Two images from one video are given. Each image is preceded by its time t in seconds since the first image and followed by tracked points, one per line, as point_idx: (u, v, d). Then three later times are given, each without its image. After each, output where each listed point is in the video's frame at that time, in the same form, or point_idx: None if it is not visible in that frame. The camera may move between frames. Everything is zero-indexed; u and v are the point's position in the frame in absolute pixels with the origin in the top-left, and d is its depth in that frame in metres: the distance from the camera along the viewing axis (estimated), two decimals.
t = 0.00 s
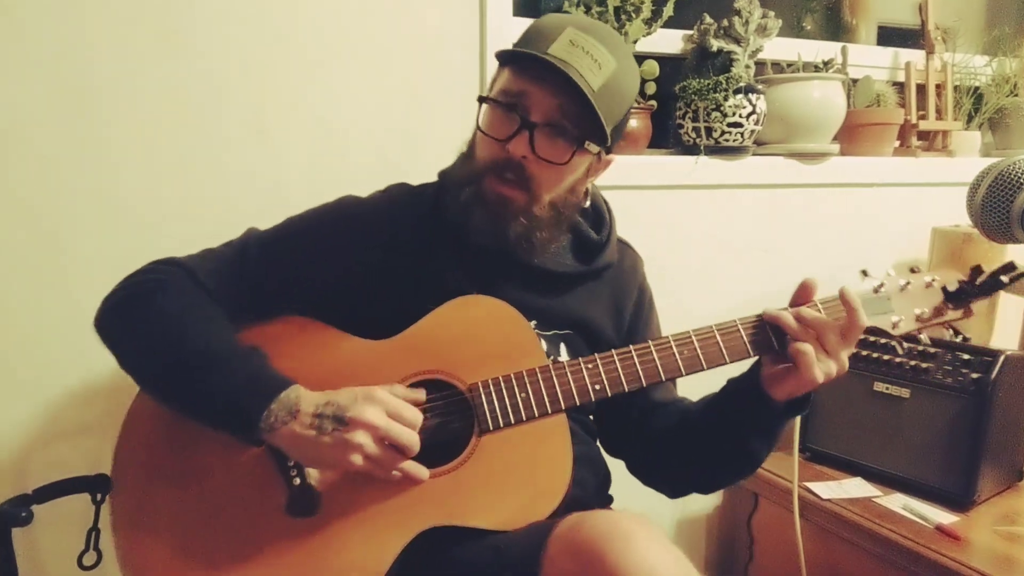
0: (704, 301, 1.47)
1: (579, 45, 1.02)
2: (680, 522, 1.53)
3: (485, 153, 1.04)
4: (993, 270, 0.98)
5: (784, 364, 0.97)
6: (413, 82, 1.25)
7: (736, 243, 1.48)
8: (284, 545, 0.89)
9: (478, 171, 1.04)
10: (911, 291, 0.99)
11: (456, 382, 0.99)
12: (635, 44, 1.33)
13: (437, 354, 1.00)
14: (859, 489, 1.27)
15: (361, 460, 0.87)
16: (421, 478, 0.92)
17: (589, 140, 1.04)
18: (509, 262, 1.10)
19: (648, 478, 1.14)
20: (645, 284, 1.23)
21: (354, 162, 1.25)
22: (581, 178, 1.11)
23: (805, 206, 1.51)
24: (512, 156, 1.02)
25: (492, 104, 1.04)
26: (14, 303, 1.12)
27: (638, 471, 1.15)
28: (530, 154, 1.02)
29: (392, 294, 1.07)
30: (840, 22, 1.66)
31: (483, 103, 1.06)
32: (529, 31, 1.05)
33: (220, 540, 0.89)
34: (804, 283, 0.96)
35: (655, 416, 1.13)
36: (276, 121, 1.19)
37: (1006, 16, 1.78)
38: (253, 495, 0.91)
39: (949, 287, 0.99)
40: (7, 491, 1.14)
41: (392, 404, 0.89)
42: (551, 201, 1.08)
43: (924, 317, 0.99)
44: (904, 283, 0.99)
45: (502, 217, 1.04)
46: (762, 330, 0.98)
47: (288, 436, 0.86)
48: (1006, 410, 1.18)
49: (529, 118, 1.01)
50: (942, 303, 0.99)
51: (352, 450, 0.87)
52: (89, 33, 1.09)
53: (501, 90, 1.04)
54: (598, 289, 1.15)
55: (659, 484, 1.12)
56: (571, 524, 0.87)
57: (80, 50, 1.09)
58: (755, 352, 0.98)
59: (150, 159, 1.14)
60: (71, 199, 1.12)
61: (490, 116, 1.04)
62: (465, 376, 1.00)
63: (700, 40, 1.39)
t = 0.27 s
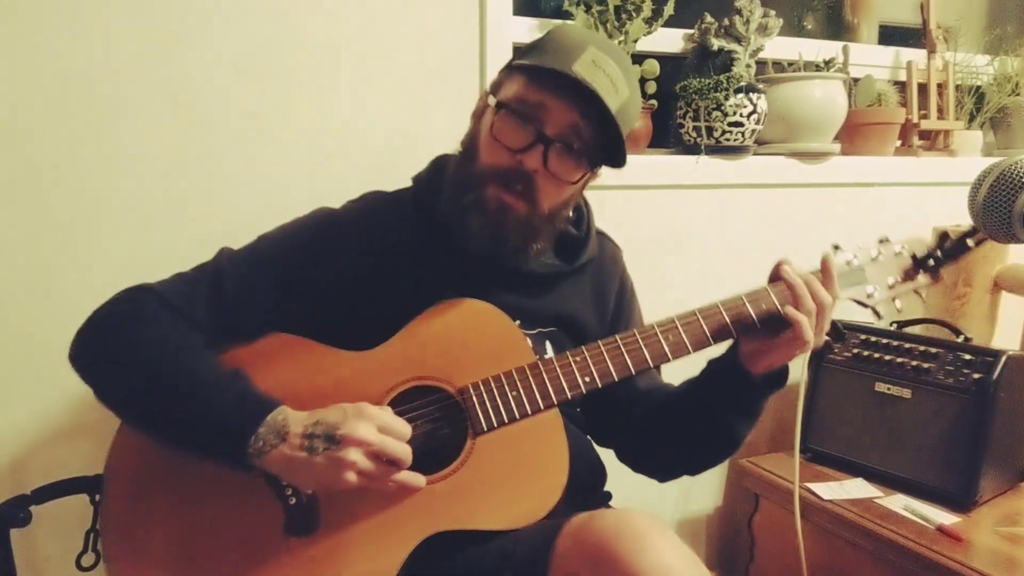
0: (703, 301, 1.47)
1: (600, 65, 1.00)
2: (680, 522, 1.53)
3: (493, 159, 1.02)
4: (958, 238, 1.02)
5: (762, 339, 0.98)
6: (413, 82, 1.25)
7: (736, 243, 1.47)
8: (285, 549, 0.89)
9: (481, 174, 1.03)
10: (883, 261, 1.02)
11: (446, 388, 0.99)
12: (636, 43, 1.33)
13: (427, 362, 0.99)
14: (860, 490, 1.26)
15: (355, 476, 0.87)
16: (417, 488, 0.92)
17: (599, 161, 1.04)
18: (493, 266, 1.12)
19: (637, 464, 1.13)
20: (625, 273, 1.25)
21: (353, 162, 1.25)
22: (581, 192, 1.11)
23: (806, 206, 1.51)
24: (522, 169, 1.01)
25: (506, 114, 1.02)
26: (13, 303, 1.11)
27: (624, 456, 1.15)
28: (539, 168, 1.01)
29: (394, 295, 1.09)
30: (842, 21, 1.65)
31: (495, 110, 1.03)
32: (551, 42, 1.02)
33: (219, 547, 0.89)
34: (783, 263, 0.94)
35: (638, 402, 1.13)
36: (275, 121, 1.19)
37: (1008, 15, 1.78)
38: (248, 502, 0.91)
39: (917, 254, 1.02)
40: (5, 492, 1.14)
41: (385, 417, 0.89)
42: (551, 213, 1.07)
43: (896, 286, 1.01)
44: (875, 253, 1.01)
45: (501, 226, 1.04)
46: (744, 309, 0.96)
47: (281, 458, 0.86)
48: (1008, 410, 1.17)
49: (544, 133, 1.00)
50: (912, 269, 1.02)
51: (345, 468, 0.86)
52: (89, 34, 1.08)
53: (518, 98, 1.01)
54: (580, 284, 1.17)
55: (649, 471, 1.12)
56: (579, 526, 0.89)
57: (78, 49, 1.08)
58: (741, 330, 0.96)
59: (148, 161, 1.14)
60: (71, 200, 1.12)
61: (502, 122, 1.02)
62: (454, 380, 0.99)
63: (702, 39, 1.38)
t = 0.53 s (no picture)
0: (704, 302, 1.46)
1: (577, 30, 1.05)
2: (681, 523, 1.53)
3: (490, 137, 1.06)
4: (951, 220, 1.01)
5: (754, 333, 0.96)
6: (412, 81, 1.25)
7: (737, 244, 1.47)
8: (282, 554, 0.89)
9: (481, 154, 1.06)
10: (878, 244, 1.00)
11: (433, 392, 0.98)
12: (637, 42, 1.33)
13: (413, 365, 0.99)
14: (861, 491, 1.26)
15: (340, 493, 0.86)
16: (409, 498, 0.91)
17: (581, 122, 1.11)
18: (483, 265, 1.11)
19: (640, 458, 1.12)
20: (618, 266, 1.24)
21: (353, 163, 1.25)
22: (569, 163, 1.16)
23: (807, 207, 1.51)
24: (519, 138, 1.05)
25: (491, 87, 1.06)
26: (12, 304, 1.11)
27: (627, 454, 1.14)
28: (537, 132, 1.06)
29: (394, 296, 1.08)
30: (843, 19, 1.65)
31: (478, 91, 1.07)
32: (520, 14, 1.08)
33: (216, 553, 0.89)
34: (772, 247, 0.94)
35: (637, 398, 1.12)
36: (274, 120, 1.19)
37: (1010, 14, 1.77)
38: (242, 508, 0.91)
39: (914, 235, 1.01)
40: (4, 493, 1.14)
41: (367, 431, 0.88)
42: (551, 183, 1.11)
43: (893, 269, 0.99)
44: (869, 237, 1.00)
45: (508, 202, 1.05)
46: (734, 301, 0.94)
47: (267, 477, 0.86)
48: (1010, 411, 1.17)
49: (533, 98, 1.06)
50: (908, 250, 1.01)
51: (330, 485, 0.85)
52: (88, 34, 1.08)
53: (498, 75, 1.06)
54: (569, 280, 1.17)
55: (652, 464, 1.10)
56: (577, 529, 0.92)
57: (76, 49, 1.08)
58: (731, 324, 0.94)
59: (148, 161, 1.14)
60: (70, 201, 1.11)
61: (490, 99, 1.06)
62: (440, 386, 0.99)
63: (703, 39, 1.38)
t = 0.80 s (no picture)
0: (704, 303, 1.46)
1: None
2: (681, 525, 1.52)
3: (463, 117, 1.06)
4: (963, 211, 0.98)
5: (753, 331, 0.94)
6: (412, 81, 1.25)
7: (737, 244, 1.46)
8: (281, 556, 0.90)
9: (458, 136, 1.07)
10: (886, 239, 0.97)
11: (422, 396, 0.98)
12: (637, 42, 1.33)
13: (401, 368, 0.99)
14: (862, 491, 1.25)
15: (325, 494, 0.87)
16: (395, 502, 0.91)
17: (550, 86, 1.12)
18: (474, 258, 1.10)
19: (643, 457, 1.13)
20: (615, 260, 1.21)
21: (352, 163, 1.24)
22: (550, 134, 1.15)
23: (808, 206, 1.50)
24: (493, 110, 1.05)
25: (456, 67, 1.08)
26: (11, 306, 1.11)
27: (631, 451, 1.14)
28: (509, 100, 1.05)
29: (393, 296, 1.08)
30: (844, 19, 1.64)
31: (445, 75, 1.08)
32: None
33: (213, 556, 0.90)
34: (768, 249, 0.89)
35: (639, 395, 1.12)
36: (272, 120, 1.18)
37: (1011, 13, 1.77)
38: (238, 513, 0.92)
39: (926, 229, 0.98)
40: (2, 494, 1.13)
41: (354, 433, 0.88)
42: (533, 154, 1.11)
43: (899, 265, 0.97)
44: (875, 231, 0.97)
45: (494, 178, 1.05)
46: (729, 299, 0.91)
47: (254, 478, 0.87)
48: (1012, 411, 1.16)
49: (496, 70, 1.07)
50: (919, 245, 0.98)
51: (315, 487, 0.86)
52: (86, 35, 1.08)
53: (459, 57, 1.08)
54: (563, 273, 1.15)
55: (657, 463, 1.11)
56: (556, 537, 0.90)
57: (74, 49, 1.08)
58: (726, 324, 0.92)
59: (146, 163, 1.14)
60: (69, 202, 1.11)
61: (455, 82, 1.08)
62: (429, 389, 0.98)
63: (703, 38, 1.37)
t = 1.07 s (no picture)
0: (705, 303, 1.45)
1: None
2: (681, 525, 1.52)
3: (437, 112, 1.07)
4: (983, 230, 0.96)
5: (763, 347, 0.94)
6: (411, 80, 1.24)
7: (738, 243, 1.46)
8: (279, 557, 0.90)
9: (436, 134, 1.08)
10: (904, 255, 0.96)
11: (423, 393, 0.97)
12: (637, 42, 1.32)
13: (403, 363, 0.98)
14: (863, 492, 1.25)
15: (325, 486, 0.86)
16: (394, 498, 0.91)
17: (521, 63, 1.11)
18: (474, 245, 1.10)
19: (643, 452, 1.12)
20: (617, 251, 1.21)
21: (352, 162, 1.24)
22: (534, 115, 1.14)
23: (809, 206, 1.50)
24: (464, 99, 1.05)
25: (423, 66, 1.09)
26: (10, 305, 1.10)
27: (630, 446, 1.14)
28: (477, 88, 1.06)
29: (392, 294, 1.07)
30: (844, 19, 1.64)
31: (415, 77, 1.10)
32: None
33: (209, 553, 0.90)
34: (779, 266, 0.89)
35: (640, 391, 1.12)
36: (271, 119, 1.18)
37: (1013, 13, 1.76)
38: (234, 514, 0.91)
39: (945, 246, 0.97)
40: None
41: (357, 426, 0.87)
42: (516, 137, 1.10)
43: (914, 282, 0.96)
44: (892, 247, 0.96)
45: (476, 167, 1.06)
46: (740, 312, 0.91)
47: (252, 468, 0.86)
48: (1014, 412, 1.16)
49: (462, 62, 1.08)
50: (937, 263, 0.97)
51: (314, 477, 0.86)
52: (85, 33, 1.08)
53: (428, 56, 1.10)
54: (566, 260, 1.14)
55: (655, 458, 1.10)
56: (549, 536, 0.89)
57: (73, 48, 1.07)
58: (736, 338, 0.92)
59: (145, 161, 1.13)
60: (68, 201, 1.11)
61: (427, 82, 1.09)
62: (432, 385, 0.98)
63: (703, 37, 1.37)
